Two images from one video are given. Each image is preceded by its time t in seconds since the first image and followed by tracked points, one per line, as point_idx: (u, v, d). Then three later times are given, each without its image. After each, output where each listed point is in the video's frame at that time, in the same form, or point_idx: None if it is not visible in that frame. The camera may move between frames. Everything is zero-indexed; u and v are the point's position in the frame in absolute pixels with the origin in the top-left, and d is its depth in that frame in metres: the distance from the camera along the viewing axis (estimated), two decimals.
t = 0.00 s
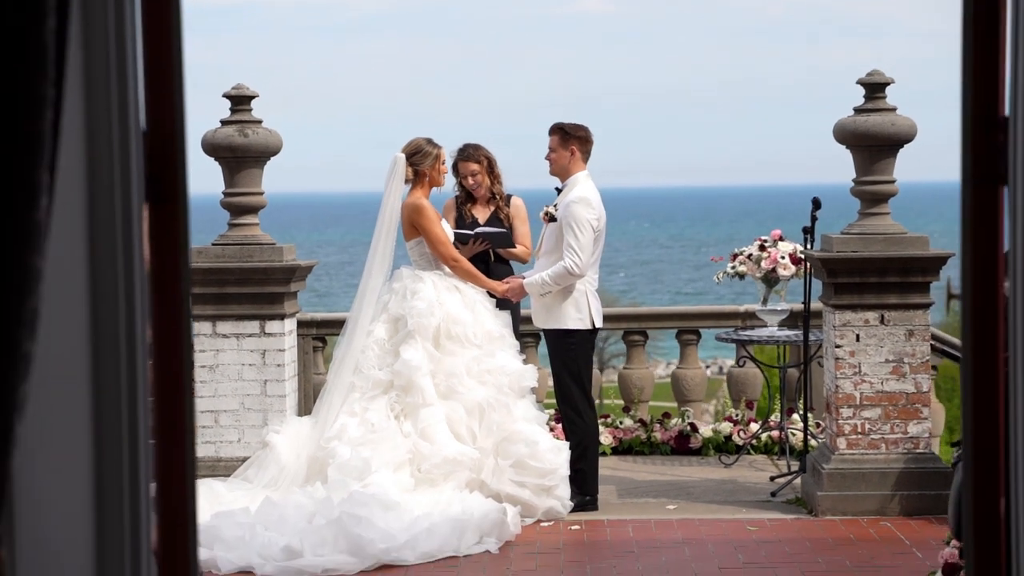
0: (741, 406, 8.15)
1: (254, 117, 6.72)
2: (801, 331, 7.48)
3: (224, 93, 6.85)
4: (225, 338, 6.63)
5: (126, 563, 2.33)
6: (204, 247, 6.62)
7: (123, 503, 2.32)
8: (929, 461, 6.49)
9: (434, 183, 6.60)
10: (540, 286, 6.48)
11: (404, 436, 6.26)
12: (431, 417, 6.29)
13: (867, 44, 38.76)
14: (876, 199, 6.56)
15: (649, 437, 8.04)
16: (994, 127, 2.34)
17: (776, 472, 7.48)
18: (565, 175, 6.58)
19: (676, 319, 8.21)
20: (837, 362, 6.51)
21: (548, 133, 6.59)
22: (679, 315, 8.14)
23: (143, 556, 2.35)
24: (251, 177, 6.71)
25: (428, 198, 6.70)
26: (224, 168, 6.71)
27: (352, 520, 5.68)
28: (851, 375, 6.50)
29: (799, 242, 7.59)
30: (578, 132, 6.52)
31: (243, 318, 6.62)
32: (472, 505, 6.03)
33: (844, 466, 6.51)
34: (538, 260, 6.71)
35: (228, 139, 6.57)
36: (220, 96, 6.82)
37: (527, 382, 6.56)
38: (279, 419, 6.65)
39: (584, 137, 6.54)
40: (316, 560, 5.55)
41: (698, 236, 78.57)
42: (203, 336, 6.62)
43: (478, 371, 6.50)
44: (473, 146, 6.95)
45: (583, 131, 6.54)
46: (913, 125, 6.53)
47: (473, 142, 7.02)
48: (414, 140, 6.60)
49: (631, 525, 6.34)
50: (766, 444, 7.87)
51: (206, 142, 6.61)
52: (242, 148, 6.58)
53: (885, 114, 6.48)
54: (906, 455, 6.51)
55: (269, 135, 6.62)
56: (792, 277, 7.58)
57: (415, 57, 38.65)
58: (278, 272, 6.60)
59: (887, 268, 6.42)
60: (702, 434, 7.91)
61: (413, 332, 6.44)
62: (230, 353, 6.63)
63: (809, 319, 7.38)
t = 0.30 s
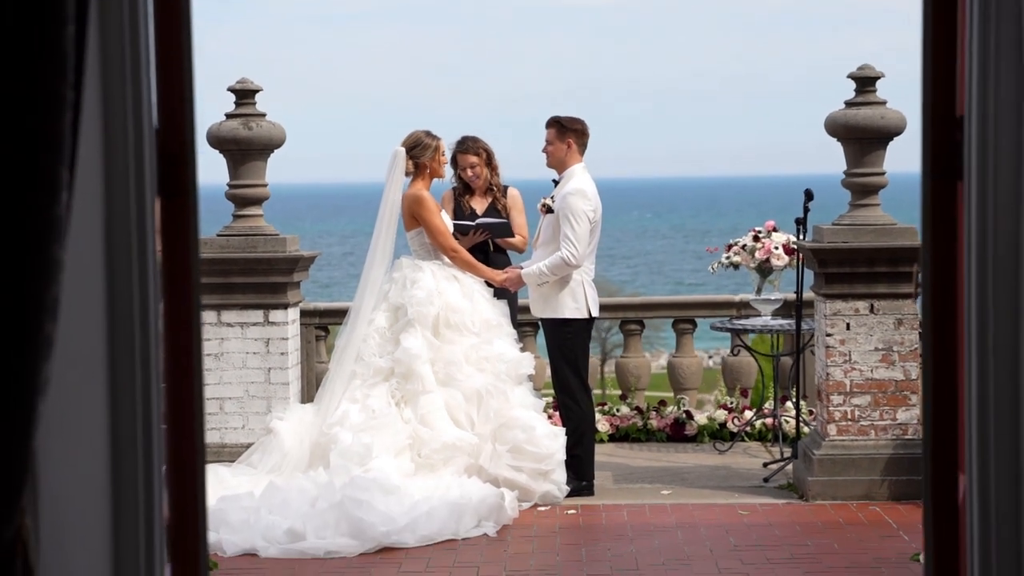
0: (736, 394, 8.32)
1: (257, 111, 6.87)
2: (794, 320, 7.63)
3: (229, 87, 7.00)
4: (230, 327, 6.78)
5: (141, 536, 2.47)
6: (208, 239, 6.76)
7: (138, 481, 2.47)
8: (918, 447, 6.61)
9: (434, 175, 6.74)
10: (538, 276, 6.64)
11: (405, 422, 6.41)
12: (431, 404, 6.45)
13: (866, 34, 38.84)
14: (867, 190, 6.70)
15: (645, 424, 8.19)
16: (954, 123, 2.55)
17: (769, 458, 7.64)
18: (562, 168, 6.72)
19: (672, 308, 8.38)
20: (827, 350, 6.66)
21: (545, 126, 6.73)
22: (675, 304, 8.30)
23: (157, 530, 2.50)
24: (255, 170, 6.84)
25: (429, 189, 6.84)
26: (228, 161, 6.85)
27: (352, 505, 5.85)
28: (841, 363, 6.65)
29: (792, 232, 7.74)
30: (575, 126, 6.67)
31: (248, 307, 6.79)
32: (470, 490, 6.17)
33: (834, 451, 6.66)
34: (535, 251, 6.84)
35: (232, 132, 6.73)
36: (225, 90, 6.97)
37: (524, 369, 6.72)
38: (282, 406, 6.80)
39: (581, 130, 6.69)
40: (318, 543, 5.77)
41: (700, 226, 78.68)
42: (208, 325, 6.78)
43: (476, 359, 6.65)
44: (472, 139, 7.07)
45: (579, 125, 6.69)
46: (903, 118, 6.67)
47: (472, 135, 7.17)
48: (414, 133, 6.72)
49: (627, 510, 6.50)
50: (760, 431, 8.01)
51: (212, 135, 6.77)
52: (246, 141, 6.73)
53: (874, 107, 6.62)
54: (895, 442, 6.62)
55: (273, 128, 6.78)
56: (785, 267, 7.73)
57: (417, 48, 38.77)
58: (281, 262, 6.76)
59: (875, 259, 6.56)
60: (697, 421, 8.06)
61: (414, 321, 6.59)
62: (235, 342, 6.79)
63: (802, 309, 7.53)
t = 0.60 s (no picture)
0: (731, 386, 8.47)
1: (262, 108, 7.01)
2: (787, 313, 7.78)
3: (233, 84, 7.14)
4: (235, 320, 6.95)
5: (158, 517, 2.64)
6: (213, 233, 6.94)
7: (155, 467, 2.64)
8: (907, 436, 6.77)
9: (431, 170, 6.90)
10: (536, 270, 6.80)
11: (406, 412, 6.57)
12: (432, 394, 6.60)
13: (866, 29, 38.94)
14: (857, 186, 6.85)
15: (642, 416, 8.34)
16: (919, 126, 2.73)
17: (762, 448, 7.79)
18: (559, 163, 6.86)
19: (668, 302, 8.53)
20: (819, 342, 6.80)
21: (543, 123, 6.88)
22: (671, 298, 8.45)
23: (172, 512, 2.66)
24: (259, 165, 7.01)
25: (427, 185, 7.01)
26: (233, 156, 7.01)
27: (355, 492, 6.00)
28: (832, 355, 6.80)
29: (786, 227, 7.88)
30: (571, 122, 6.84)
31: (252, 300, 6.94)
32: (469, 478, 6.34)
33: (825, 441, 6.82)
34: (533, 245, 6.99)
35: (238, 129, 6.88)
36: (230, 87, 7.11)
37: (523, 360, 6.86)
38: (286, 396, 6.97)
39: (578, 126, 6.86)
40: (321, 529, 5.93)
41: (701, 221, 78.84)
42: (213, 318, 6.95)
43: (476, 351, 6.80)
44: (472, 135, 7.25)
45: (576, 121, 6.86)
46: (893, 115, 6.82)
47: (471, 131, 7.33)
48: (414, 128, 6.89)
49: (622, 498, 6.66)
50: (754, 422, 8.17)
51: (217, 132, 6.92)
52: (251, 138, 6.89)
53: (865, 104, 6.76)
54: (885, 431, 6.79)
55: (277, 124, 6.92)
56: (779, 261, 7.88)
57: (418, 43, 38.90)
58: (285, 256, 6.91)
59: (865, 253, 6.71)
60: (692, 412, 8.21)
61: (415, 313, 6.74)
62: (239, 334, 6.95)
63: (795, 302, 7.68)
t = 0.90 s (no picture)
0: (726, 380, 8.63)
1: (267, 107, 7.17)
2: (781, 309, 7.94)
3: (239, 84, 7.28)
4: (240, 315, 7.10)
5: (179, 499, 2.84)
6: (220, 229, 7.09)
7: (175, 451, 2.84)
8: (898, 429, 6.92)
9: (432, 170, 7.09)
10: (535, 265, 6.95)
11: (408, 405, 6.72)
12: (434, 388, 6.76)
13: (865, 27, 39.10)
14: (849, 184, 7.00)
15: (639, 409, 8.50)
16: (891, 131, 2.96)
17: (757, 441, 7.95)
18: (558, 162, 7.02)
19: (665, 297, 8.69)
20: (812, 337, 6.95)
21: (542, 123, 7.04)
22: (668, 293, 8.61)
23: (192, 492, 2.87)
24: (264, 163, 7.15)
25: (427, 184, 7.21)
26: (239, 155, 7.16)
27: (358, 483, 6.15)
28: (825, 349, 6.95)
29: (780, 224, 8.04)
30: (570, 122, 7.00)
31: (257, 295, 7.09)
32: (469, 470, 6.50)
33: (818, 433, 6.97)
34: (533, 242, 7.13)
35: (244, 128, 7.03)
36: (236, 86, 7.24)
37: (523, 354, 7.01)
38: (291, 389, 7.11)
39: (575, 126, 7.02)
40: (326, 519, 6.09)
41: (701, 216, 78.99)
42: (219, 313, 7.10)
43: (477, 345, 6.96)
44: (473, 135, 7.41)
45: (574, 121, 7.01)
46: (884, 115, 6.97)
47: (472, 130, 7.49)
48: (415, 129, 7.08)
49: (619, 489, 6.82)
50: (749, 416, 8.33)
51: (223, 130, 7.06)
52: (256, 136, 7.05)
53: (856, 105, 6.91)
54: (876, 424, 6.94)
55: (282, 123, 7.09)
56: (773, 258, 8.04)
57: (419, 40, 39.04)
58: (290, 253, 7.07)
59: (857, 250, 6.85)
60: (689, 406, 8.37)
61: (417, 309, 6.90)
62: (244, 329, 7.11)
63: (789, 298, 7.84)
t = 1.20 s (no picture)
0: (723, 376, 8.79)
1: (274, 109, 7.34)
2: (776, 306, 8.10)
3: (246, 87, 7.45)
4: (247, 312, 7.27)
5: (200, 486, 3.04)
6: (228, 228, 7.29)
7: (197, 441, 3.03)
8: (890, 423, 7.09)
9: (434, 171, 7.24)
10: (535, 264, 7.10)
11: (411, 401, 6.87)
12: (436, 384, 6.92)
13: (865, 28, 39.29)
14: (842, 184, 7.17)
15: (637, 405, 8.66)
16: (872, 134, 3.13)
17: (753, 436, 8.12)
18: (557, 163, 7.18)
19: (662, 295, 8.85)
20: (805, 334, 7.11)
21: (542, 125, 7.21)
22: (666, 291, 8.77)
23: (212, 479, 3.06)
24: (271, 164, 7.31)
25: (429, 184, 7.36)
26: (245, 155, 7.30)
27: (362, 477, 6.32)
28: (818, 346, 7.11)
29: (775, 224, 8.20)
30: (569, 123, 7.15)
31: (264, 293, 7.27)
32: (471, 464, 6.67)
33: (811, 428, 7.13)
34: (533, 241, 7.29)
35: (250, 129, 7.18)
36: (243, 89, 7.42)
37: (523, 350, 7.18)
38: (296, 385, 7.25)
39: (575, 127, 7.16)
40: (331, 511, 6.25)
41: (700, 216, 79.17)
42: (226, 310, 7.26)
43: (478, 341, 7.11)
44: (475, 136, 7.56)
45: (573, 122, 7.16)
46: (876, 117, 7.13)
47: (475, 131, 7.65)
48: (417, 131, 7.24)
49: (618, 483, 6.98)
50: (745, 411, 8.50)
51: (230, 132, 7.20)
52: (263, 138, 7.20)
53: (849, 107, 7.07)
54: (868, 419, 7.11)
55: (288, 125, 7.26)
56: (769, 257, 8.20)
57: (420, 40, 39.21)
58: (297, 251, 7.27)
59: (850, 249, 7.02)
60: (686, 402, 8.54)
61: (419, 306, 7.06)
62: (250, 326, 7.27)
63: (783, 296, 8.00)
